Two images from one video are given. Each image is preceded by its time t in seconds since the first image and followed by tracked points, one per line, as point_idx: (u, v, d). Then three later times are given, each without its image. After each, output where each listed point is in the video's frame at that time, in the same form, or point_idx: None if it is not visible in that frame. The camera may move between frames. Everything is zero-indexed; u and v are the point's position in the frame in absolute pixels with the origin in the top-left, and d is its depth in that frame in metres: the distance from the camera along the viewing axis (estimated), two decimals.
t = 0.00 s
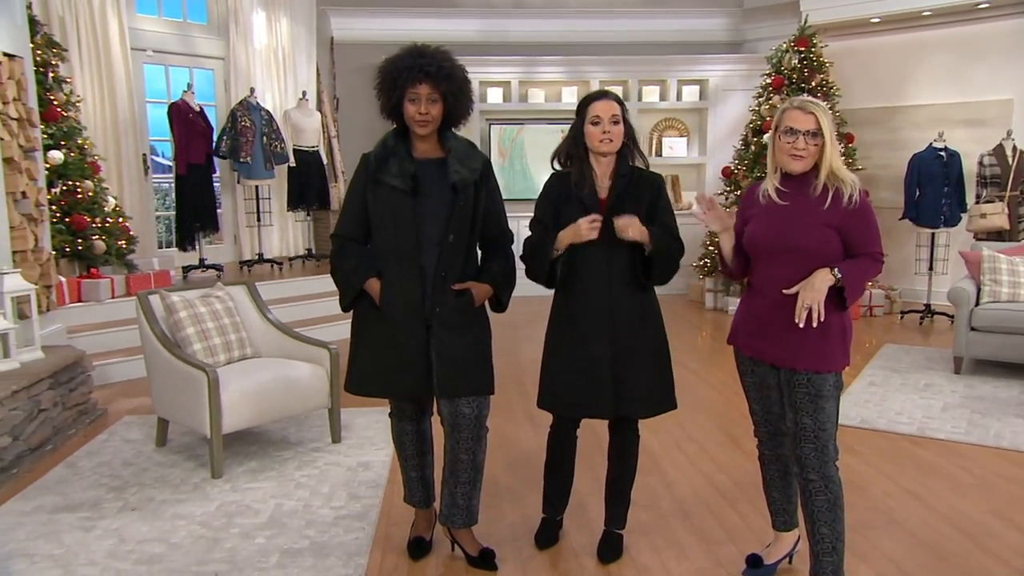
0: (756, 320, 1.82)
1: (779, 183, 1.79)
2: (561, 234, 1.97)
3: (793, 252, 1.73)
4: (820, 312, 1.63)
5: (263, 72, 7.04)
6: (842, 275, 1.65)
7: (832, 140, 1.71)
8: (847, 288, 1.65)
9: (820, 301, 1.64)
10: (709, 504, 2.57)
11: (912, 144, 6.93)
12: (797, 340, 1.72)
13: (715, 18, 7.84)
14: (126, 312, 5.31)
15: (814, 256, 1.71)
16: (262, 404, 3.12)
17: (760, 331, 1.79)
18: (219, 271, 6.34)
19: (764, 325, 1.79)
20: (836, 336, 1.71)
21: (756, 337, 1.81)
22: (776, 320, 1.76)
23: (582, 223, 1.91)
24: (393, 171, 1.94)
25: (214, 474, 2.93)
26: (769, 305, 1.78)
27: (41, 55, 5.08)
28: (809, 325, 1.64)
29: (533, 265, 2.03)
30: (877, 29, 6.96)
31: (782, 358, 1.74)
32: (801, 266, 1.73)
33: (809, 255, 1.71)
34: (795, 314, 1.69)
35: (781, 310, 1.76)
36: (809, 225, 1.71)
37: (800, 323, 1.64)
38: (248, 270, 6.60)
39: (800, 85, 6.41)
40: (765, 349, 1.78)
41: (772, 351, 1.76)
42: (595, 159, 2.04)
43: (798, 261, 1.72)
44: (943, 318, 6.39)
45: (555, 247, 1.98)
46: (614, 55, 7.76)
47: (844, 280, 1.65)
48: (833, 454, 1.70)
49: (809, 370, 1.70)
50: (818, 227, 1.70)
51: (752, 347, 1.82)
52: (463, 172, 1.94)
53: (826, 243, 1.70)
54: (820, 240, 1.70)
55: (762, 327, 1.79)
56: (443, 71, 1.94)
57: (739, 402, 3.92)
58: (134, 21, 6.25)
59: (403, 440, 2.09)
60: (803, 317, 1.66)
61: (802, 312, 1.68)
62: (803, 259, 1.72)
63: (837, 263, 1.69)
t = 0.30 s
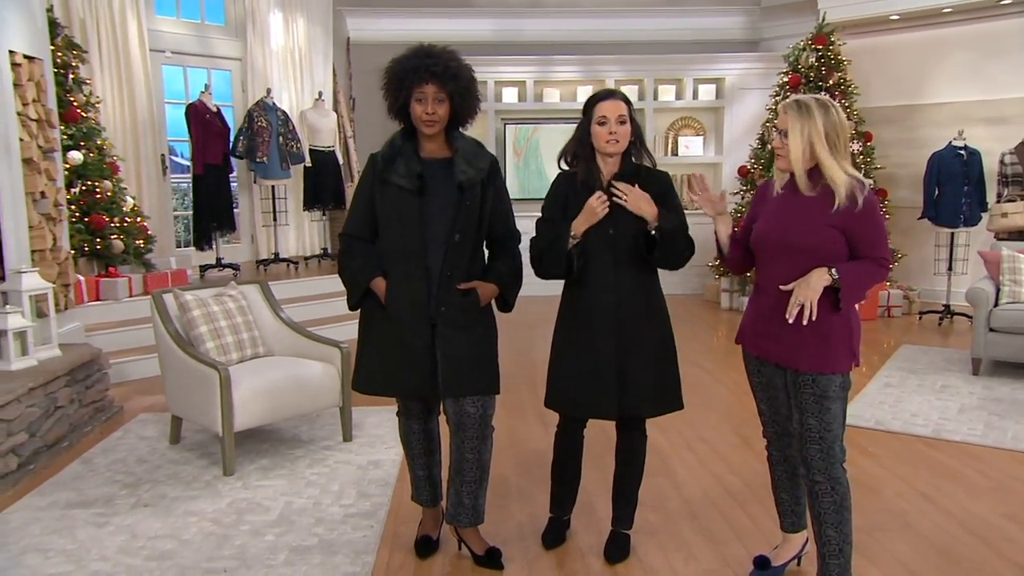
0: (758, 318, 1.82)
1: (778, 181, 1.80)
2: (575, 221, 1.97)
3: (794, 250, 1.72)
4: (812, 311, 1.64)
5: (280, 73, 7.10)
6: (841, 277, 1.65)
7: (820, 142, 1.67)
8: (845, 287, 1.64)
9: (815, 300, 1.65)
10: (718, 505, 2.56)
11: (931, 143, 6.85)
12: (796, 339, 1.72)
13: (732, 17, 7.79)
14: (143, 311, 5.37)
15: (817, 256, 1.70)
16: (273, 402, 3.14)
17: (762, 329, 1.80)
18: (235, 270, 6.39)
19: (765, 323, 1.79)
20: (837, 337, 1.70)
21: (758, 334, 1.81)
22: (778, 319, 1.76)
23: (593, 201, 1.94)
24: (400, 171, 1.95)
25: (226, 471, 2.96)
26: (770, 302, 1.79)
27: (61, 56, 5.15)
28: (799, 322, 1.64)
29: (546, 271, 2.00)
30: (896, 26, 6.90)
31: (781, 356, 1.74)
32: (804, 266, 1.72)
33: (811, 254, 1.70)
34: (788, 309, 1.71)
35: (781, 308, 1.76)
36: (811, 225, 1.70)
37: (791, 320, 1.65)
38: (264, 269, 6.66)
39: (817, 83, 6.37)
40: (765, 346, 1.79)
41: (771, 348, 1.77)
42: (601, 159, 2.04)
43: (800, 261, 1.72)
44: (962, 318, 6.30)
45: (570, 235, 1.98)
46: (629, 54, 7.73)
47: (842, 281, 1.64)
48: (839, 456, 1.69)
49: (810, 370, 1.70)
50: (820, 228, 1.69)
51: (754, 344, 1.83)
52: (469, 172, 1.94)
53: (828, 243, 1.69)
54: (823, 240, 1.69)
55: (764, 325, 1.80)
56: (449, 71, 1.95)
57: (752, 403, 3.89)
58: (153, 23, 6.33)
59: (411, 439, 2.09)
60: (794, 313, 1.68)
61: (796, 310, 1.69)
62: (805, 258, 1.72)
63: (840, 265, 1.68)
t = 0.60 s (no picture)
0: (765, 322, 1.81)
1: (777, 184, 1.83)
2: (602, 205, 1.93)
3: (804, 258, 1.71)
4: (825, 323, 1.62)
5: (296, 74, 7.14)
6: (853, 286, 1.63)
7: (789, 148, 1.71)
8: (858, 300, 1.62)
9: (829, 312, 1.62)
10: (725, 506, 2.55)
11: (949, 141, 6.77)
12: (805, 347, 1.70)
13: (748, 15, 7.74)
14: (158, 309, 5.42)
15: (825, 264, 1.69)
16: (283, 400, 3.16)
17: (769, 334, 1.78)
18: (250, 269, 6.44)
19: (773, 328, 1.78)
20: (844, 345, 1.69)
21: (765, 339, 1.80)
22: (785, 325, 1.75)
23: (627, 191, 1.92)
24: (405, 171, 1.95)
25: (236, 469, 2.98)
26: (777, 306, 1.77)
27: (79, 58, 5.21)
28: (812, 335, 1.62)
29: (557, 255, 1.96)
30: (914, 24, 6.84)
31: (790, 363, 1.73)
32: (813, 274, 1.71)
33: (820, 262, 1.69)
34: (802, 323, 1.68)
35: (789, 314, 1.75)
36: (821, 232, 1.68)
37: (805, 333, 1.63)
38: (278, 268, 6.70)
39: (833, 82, 6.33)
40: (772, 352, 1.77)
41: (779, 354, 1.75)
42: (608, 158, 2.04)
43: (809, 268, 1.71)
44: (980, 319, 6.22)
45: (594, 220, 1.92)
46: (644, 53, 7.71)
47: (854, 291, 1.62)
48: (843, 458, 1.68)
49: (817, 375, 1.69)
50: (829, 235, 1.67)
51: (760, 348, 1.82)
52: (474, 172, 1.93)
53: (837, 251, 1.67)
54: (832, 248, 1.68)
55: (770, 330, 1.78)
56: (455, 72, 1.95)
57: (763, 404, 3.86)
58: (170, 24, 6.40)
59: (415, 437, 2.10)
60: (809, 327, 1.65)
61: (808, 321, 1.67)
62: (813, 265, 1.70)
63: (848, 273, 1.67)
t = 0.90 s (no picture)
0: (763, 321, 1.81)
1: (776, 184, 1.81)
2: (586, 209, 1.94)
3: (796, 256, 1.72)
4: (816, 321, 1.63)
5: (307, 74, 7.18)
6: (844, 284, 1.63)
7: (790, 151, 1.70)
8: (849, 297, 1.63)
9: (819, 309, 1.64)
10: (728, 508, 2.53)
11: (961, 140, 6.71)
12: (799, 345, 1.71)
13: (759, 14, 7.70)
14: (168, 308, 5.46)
15: (819, 262, 1.70)
16: (287, 400, 3.18)
17: (766, 333, 1.79)
18: (260, 268, 6.48)
19: (770, 327, 1.79)
20: (839, 345, 1.69)
21: (762, 338, 1.81)
22: (781, 324, 1.75)
23: (604, 187, 1.92)
24: (406, 171, 1.95)
25: (242, 467, 3.00)
26: (774, 306, 1.78)
27: (91, 60, 5.26)
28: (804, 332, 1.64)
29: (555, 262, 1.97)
30: (927, 22, 6.79)
31: (784, 361, 1.74)
32: (808, 273, 1.72)
33: (812, 260, 1.70)
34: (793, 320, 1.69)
35: (785, 313, 1.76)
36: (813, 231, 1.70)
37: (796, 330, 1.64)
38: (288, 268, 6.74)
39: (844, 81, 6.31)
40: (769, 351, 1.78)
41: (774, 352, 1.76)
42: (610, 158, 2.04)
43: (804, 267, 1.72)
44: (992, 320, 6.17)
45: (580, 225, 1.94)
46: (654, 53, 7.69)
47: (845, 290, 1.63)
48: (841, 459, 1.69)
49: (812, 375, 1.70)
50: (822, 234, 1.68)
51: (758, 348, 1.82)
52: (474, 172, 1.94)
53: (830, 250, 1.68)
54: (825, 247, 1.69)
55: (768, 329, 1.79)
56: (457, 72, 1.96)
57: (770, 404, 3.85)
58: (182, 26, 6.45)
59: (416, 436, 2.10)
60: (798, 323, 1.66)
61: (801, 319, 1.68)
62: (808, 264, 1.71)
63: (842, 273, 1.67)
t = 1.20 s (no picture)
0: (761, 322, 1.81)
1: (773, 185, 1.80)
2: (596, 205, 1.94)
3: (794, 257, 1.72)
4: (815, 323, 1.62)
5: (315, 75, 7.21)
6: (843, 286, 1.63)
7: (787, 151, 1.69)
8: (848, 298, 1.62)
9: (818, 311, 1.63)
10: (729, 509, 2.52)
11: (971, 139, 6.67)
12: (797, 347, 1.70)
13: (768, 13, 7.67)
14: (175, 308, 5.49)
15: (817, 263, 1.69)
16: (290, 399, 3.19)
17: (764, 334, 1.79)
18: (267, 268, 6.51)
19: (769, 328, 1.78)
20: (837, 346, 1.69)
21: (761, 339, 1.80)
22: (780, 326, 1.75)
23: (617, 189, 1.93)
24: (400, 172, 1.95)
25: (245, 466, 3.02)
26: (772, 307, 1.78)
27: (100, 61, 5.30)
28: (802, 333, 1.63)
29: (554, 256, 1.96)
30: (937, 21, 6.75)
31: (782, 363, 1.74)
32: (806, 274, 1.71)
33: (810, 261, 1.70)
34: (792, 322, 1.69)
35: (783, 315, 1.75)
36: (810, 231, 1.69)
37: (795, 332, 1.64)
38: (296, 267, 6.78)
39: (852, 80, 6.28)
40: (767, 352, 1.78)
41: (773, 353, 1.76)
42: (606, 158, 2.04)
43: (802, 268, 1.71)
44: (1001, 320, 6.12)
45: (587, 220, 1.93)
46: (662, 53, 7.67)
47: (844, 291, 1.62)
48: (838, 460, 1.69)
49: (810, 376, 1.69)
50: (820, 235, 1.68)
51: (757, 349, 1.82)
52: (472, 172, 1.94)
53: (828, 250, 1.68)
54: (823, 247, 1.68)
55: (766, 330, 1.79)
56: (455, 73, 1.96)
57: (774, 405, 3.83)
58: (191, 27, 6.49)
59: (415, 436, 2.11)
60: (798, 325, 1.65)
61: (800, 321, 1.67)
62: (807, 265, 1.71)
63: (840, 274, 1.67)
